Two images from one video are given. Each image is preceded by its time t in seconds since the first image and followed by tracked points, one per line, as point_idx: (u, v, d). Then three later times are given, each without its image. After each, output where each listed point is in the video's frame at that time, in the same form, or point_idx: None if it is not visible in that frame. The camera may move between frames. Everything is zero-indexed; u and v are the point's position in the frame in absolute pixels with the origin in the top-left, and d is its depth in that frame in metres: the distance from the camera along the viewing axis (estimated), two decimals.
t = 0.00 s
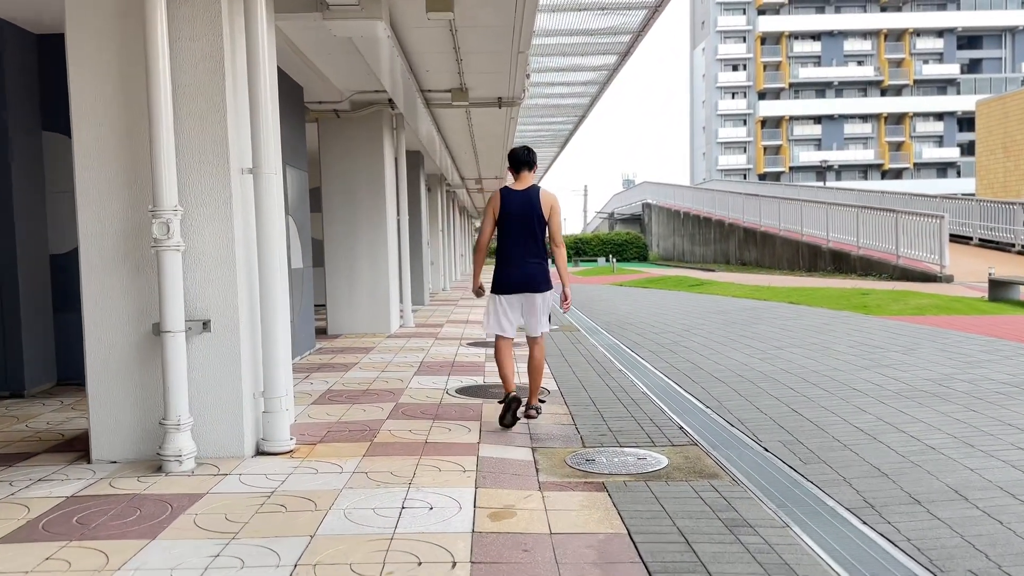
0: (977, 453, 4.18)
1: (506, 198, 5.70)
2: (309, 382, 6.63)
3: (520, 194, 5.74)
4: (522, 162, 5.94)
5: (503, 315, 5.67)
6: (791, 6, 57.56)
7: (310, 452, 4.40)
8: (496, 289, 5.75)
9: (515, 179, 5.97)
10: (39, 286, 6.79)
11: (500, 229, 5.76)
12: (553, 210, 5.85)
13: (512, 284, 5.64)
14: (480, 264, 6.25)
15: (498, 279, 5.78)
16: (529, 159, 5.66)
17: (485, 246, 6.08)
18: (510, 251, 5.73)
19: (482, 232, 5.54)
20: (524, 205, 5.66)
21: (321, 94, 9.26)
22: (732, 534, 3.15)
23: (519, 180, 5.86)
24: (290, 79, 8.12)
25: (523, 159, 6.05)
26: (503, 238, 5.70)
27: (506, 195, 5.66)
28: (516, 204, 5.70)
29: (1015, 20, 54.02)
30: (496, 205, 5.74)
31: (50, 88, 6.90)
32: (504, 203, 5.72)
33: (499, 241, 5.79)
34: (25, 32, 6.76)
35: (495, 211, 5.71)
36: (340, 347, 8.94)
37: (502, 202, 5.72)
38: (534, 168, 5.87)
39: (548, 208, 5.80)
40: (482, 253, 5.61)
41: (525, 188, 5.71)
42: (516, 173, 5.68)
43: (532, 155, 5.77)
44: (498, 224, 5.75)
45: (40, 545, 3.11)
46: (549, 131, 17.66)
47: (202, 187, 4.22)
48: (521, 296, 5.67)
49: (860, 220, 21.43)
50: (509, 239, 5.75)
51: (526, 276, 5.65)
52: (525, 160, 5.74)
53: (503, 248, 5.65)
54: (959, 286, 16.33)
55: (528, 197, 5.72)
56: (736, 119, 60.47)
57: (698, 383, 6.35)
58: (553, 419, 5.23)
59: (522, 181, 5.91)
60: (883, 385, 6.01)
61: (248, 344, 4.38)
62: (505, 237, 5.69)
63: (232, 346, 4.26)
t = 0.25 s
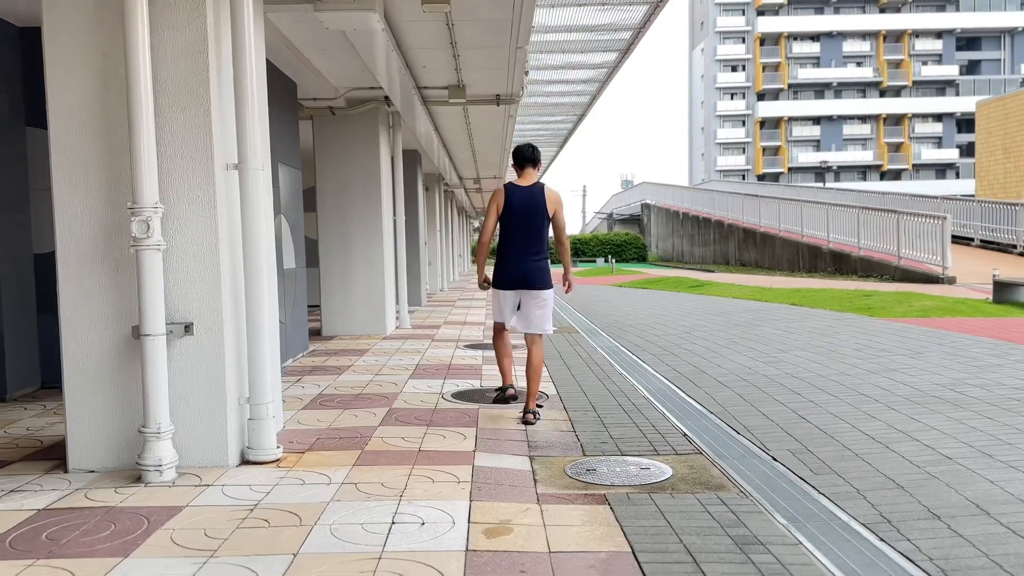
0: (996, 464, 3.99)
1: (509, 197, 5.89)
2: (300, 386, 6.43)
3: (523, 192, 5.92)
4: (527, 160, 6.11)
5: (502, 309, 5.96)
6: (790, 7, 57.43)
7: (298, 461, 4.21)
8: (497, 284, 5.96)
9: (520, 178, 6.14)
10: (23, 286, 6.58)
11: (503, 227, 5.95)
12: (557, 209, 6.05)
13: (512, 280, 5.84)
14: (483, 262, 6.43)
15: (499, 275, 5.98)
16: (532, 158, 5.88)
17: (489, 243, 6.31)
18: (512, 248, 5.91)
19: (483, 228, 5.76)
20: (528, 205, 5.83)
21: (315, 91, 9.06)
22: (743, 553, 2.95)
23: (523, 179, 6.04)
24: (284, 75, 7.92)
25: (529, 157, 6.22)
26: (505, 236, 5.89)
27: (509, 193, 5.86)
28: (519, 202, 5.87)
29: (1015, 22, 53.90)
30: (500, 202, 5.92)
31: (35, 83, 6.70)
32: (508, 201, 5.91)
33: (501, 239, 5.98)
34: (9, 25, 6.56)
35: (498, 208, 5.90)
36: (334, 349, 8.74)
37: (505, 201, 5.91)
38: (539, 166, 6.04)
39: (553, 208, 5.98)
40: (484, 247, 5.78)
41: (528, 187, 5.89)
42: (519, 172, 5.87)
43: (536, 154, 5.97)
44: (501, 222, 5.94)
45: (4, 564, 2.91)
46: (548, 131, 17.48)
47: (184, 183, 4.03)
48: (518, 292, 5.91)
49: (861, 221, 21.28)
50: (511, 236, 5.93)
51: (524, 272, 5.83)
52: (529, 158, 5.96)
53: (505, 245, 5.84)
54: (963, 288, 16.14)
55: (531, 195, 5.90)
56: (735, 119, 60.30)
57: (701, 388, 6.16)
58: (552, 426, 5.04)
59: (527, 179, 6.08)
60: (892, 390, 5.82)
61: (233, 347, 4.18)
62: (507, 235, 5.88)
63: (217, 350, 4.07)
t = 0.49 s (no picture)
0: (1019, 477, 3.82)
1: (508, 200, 5.71)
2: (293, 391, 6.24)
3: (521, 195, 5.75)
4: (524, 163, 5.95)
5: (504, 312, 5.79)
6: (789, 7, 57.31)
7: (287, 473, 4.02)
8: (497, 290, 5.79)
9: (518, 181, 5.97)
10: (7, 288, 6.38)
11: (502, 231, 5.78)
12: (556, 211, 5.89)
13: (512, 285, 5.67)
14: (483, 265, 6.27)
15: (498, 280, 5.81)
16: (531, 161, 5.70)
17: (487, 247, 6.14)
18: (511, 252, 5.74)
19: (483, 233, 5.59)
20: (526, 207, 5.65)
21: (310, 88, 8.87)
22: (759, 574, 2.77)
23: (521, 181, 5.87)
24: (277, 72, 7.73)
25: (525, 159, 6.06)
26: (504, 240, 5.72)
27: (507, 197, 5.68)
28: (518, 206, 5.70)
29: (1013, 23, 53.85)
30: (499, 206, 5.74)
31: (20, 78, 6.50)
32: (506, 204, 5.74)
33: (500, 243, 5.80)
34: None
35: (497, 212, 5.72)
36: (328, 352, 8.54)
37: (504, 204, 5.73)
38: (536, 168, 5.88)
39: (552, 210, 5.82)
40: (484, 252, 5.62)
41: (527, 190, 5.72)
42: (518, 175, 5.70)
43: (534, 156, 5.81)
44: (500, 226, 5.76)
45: None
46: (546, 130, 17.29)
47: (169, 181, 3.84)
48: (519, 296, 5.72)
49: (862, 222, 21.13)
50: (510, 240, 5.76)
51: (524, 277, 5.66)
52: (527, 160, 5.74)
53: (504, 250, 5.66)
54: (965, 290, 15.98)
55: (530, 198, 5.72)
56: (733, 121, 60.17)
57: (706, 394, 5.98)
58: (553, 434, 4.85)
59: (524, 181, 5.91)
60: (904, 397, 5.65)
61: (220, 353, 3.99)
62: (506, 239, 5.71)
63: (203, 356, 3.88)
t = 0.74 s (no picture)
0: None
1: (506, 202, 5.54)
2: (288, 395, 6.04)
3: (519, 197, 5.58)
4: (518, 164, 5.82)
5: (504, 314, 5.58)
6: (787, 7, 57.18)
7: (280, 483, 3.83)
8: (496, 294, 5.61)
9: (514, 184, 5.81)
10: None
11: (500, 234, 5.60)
12: (553, 212, 5.75)
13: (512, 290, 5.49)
14: (483, 269, 6.12)
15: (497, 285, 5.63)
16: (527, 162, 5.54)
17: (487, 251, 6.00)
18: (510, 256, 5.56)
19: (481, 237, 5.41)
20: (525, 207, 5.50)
21: (306, 84, 8.67)
22: None
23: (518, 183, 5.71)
24: (272, 67, 7.53)
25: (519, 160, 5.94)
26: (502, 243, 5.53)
27: (505, 199, 5.51)
28: (516, 208, 5.53)
29: (1011, 23, 53.76)
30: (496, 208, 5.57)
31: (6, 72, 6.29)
32: (503, 207, 5.57)
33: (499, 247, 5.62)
34: None
35: (495, 215, 5.54)
36: (324, 354, 8.34)
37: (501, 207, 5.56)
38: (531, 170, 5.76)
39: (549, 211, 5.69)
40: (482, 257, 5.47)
41: (524, 191, 5.55)
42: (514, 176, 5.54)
43: (529, 157, 5.70)
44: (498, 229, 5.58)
45: None
46: (545, 129, 17.10)
47: (155, 176, 3.64)
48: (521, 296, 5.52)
49: (863, 222, 20.97)
50: (509, 244, 5.58)
51: (525, 280, 5.48)
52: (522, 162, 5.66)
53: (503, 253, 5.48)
54: (968, 290, 15.81)
55: (528, 200, 5.55)
56: (731, 120, 60.01)
57: (715, 398, 5.78)
58: (558, 441, 4.66)
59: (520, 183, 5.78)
60: (920, 402, 5.46)
61: (209, 358, 3.79)
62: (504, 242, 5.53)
63: (191, 361, 3.68)
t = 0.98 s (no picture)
0: None
1: (504, 200, 5.44)
2: (281, 400, 5.84)
3: (517, 194, 5.48)
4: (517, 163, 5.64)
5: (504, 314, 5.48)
6: (785, 7, 57.02)
7: (271, 497, 3.63)
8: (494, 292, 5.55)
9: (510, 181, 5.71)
10: None
11: (499, 232, 5.51)
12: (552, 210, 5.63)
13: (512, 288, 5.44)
14: (481, 269, 5.94)
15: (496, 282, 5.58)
16: (525, 160, 5.46)
17: (485, 250, 5.82)
18: (509, 254, 5.50)
19: (480, 236, 5.33)
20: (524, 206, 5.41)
21: (301, 80, 8.48)
22: None
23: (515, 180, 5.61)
24: (266, 62, 7.34)
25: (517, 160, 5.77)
26: (501, 241, 5.48)
27: (504, 196, 5.41)
28: (514, 206, 5.43)
29: (1010, 23, 53.64)
30: (494, 207, 5.45)
31: None
32: (501, 204, 5.47)
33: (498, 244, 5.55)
34: None
35: (493, 212, 5.45)
36: (320, 356, 8.14)
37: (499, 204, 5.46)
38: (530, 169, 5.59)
39: (547, 209, 5.53)
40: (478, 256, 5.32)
41: (523, 188, 5.46)
42: (512, 174, 5.44)
43: (527, 156, 5.51)
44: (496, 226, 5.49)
45: None
46: (544, 128, 16.91)
47: (139, 173, 3.45)
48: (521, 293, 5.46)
49: (864, 222, 20.81)
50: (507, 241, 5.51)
51: (526, 279, 5.44)
52: (521, 161, 5.49)
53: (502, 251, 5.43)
54: (971, 291, 15.65)
55: (526, 197, 5.46)
56: (729, 120, 59.87)
57: (723, 404, 5.60)
58: (562, 450, 4.47)
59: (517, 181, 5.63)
60: (935, 408, 5.28)
61: (196, 364, 3.60)
62: (503, 240, 5.47)
63: (177, 368, 3.49)
